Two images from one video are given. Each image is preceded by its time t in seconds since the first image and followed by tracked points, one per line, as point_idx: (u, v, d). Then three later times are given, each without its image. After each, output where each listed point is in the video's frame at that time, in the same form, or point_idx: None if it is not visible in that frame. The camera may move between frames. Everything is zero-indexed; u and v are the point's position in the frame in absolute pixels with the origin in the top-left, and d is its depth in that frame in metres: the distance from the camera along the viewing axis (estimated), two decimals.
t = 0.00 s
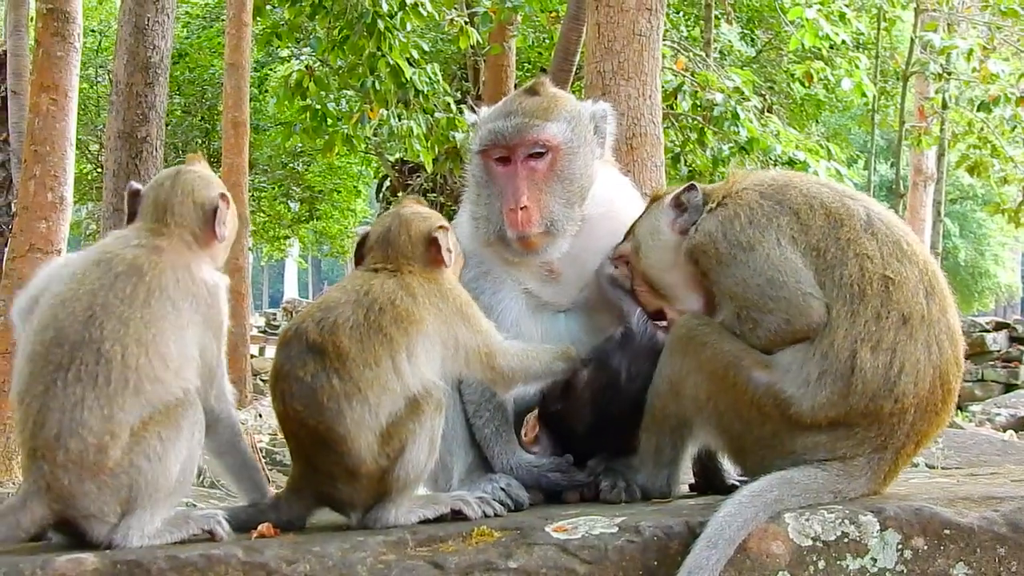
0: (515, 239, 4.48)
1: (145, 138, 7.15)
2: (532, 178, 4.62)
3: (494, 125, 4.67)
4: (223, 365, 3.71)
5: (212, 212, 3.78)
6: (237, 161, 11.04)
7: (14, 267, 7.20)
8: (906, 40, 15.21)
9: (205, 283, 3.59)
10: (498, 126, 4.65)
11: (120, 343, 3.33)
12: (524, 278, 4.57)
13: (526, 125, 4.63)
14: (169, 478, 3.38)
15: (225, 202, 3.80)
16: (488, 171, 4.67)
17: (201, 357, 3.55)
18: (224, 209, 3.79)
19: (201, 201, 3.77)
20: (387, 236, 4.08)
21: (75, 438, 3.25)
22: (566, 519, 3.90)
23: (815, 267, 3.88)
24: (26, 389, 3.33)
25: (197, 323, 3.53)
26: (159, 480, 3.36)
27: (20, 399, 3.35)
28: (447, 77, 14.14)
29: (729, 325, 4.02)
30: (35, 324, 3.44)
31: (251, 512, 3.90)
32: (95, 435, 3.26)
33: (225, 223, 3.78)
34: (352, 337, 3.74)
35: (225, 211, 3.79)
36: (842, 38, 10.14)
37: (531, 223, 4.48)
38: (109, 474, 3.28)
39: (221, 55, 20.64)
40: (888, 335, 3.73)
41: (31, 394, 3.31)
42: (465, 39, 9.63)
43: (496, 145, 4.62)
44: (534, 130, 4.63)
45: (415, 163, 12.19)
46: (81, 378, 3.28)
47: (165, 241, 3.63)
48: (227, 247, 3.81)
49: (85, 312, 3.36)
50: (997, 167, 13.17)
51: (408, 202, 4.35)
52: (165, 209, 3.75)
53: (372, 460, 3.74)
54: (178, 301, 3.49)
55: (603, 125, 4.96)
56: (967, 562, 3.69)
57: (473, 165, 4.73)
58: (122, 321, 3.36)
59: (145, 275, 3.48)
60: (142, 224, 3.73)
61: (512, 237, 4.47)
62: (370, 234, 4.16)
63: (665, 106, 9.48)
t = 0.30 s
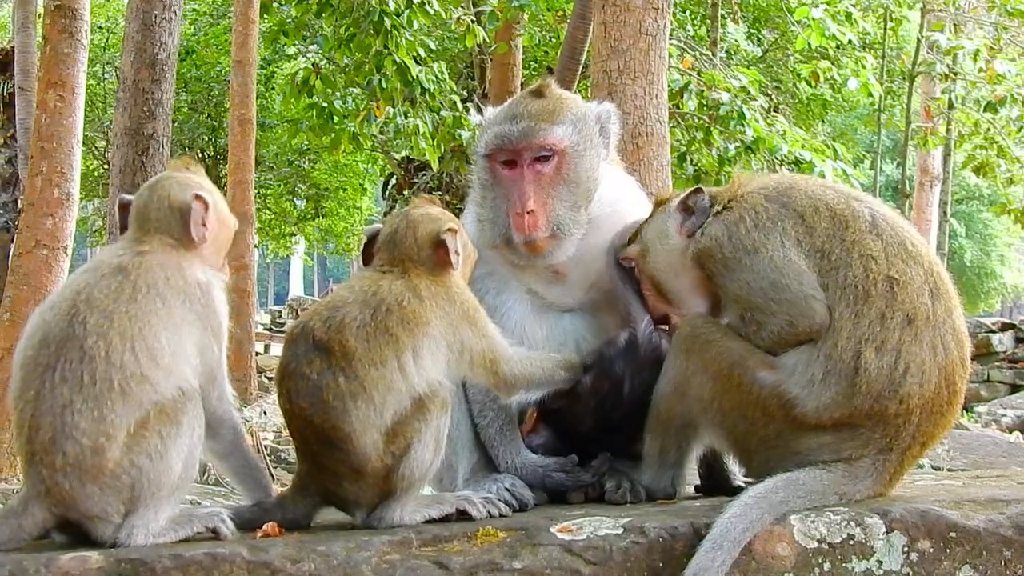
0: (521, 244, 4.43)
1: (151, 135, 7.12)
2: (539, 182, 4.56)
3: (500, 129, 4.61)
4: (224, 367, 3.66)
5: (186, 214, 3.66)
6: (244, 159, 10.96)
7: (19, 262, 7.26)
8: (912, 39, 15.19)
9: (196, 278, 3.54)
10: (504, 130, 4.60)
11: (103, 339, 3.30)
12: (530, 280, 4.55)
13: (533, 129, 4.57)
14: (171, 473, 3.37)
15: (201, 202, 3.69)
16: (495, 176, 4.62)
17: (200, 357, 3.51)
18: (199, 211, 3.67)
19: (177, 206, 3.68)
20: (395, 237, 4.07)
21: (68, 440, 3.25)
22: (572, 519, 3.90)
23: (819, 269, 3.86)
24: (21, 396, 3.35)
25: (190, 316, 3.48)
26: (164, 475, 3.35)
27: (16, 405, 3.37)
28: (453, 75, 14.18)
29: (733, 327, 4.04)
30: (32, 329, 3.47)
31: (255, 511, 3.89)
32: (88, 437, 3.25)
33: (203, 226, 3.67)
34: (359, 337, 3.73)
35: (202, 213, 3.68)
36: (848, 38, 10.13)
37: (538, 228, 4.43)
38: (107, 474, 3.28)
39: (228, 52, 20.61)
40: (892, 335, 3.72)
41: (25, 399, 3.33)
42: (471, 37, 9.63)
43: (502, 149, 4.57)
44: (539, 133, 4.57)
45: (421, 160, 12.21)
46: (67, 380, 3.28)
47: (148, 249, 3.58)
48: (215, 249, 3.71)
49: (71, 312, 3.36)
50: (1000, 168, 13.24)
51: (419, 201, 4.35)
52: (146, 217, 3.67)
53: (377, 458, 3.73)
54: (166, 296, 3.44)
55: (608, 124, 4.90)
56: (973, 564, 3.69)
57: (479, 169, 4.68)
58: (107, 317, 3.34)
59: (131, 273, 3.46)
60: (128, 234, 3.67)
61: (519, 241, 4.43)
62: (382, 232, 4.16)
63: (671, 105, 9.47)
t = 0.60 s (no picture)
0: (527, 252, 4.45)
1: (157, 144, 7.17)
2: (545, 192, 4.58)
3: (506, 137, 4.63)
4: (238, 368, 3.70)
5: (197, 219, 3.68)
6: (250, 168, 10.88)
7: (25, 271, 7.30)
8: (918, 48, 15.21)
9: (213, 279, 3.59)
10: (510, 139, 4.62)
11: (122, 334, 3.33)
12: (538, 289, 4.53)
13: (539, 138, 4.59)
14: (177, 483, 3.35)
15: (211, 206, 3.70)
16: (501, 185, 4.63)
17: (215, 354, 3.54)
18: (209, 216, 3.68)
19: (187, 209, 3.70)
20: (400, 243, 4.08)
21: (83, 435, 3.24)
22: (578, 527, 3.90)
23: (826, 280, 3.85)
24: (41, 394, 3.35)
25: (207, 317, 3.51)
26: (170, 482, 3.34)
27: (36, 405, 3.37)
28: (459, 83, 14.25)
29: (740, 335, 4.00)
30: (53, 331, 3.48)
31: (259, 519, 3.88)
32: (103, 434, 3.24)
33: (212, 228, 3.68)
34: (364, 343, 3.75)
35: (211, 216, 3.68)
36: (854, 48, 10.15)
37: (544, 237, 4.44)
38: (117, 474, 3.26)
39: (234, 61, 20.68)
40: (901, 344, 3.73)
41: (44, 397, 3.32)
42: (477, 46, 9.67)
43: (507, 157, 4.59)
44: (545, 143, 4.59)
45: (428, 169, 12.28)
46: (85, 375, 3.28)
47: (159, 251, 3.60)
48: (225, 251, 3.72)
49: (90, 310, 3.39)
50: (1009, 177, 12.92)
51: (423, 209, 4.35)
52: (158, 220, 3.70)
53: (383, 466, 3.74)
54: (183, 294, 3.48)
55: (613, 133, 4.91)
56: (979, 572, 3.69)
57: (484, 177, 4.70)
58: (124, 312, 3.37)
59: (149, 273, 3.50)
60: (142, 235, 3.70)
61: (525, 250, 4.44)
62: (386, 239, 4.17)
63: (677, 114, 9.49)
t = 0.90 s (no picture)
0: (533, 260, 4.47)
1: (166, 151, 7.20)
2: (550, 199, 4.62)
3: (510, 145, 4.66)
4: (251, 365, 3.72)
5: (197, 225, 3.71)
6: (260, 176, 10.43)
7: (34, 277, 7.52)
8: (926, 60, 15.28)
9: (226, 274, 3.66)
10: (515, 148, 4.65)
11: (133, 322, 3.40)
12: (543, 296, 4.56)
13: (543, 147, 4.62)
14: (204, 479, 3.34)
15: (211, 209, 3.73)
16: (506, 193, 4.66)
17: (228, 343, 3.58)
18: (209, 219, 3.72)
19: (187, 213, 3.73)
20: (403, 247, 4.11)
21: (104, 423, 3.31)
22: (582, 532, 3.91)
23: (829, 288, 3.87)
24: (62, 390, 3.41)
25: (219, 306, 3.57)
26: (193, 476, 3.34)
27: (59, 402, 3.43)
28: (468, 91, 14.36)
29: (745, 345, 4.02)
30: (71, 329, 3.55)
31: (264, 522, 3.89)
32: (125, 421, 3.31)
33: (217, 231, 3.72)
34: (356, 350, 3.76)
35: (213, 220, 3.72)
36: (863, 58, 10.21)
37: (549, 245, 4.46)
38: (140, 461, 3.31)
39: (242, 68, 20.76)
40: (904, 353, 3.74)
41: (66, 391, 3.39)
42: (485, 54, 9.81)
43: (511, 165, 4.62)
44: (549, 151, 4.62)
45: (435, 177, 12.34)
46: (101, 364, 3.35)
47: (164, 251, 3.64)
48: (232, 249, 3.77)
49: (103, 305, 3.47)
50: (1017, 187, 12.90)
51: (424, 213, 4.39)
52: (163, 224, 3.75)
53: (384, 471, 3.76)
54: (194, 282, 3.55)
55: (619, 138, 4.94)
56: None
57: (489, 186, 4.73)
58: (135, 303, 3.45)
59: (159, 267, 3.56)
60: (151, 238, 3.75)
61: (531, 258, 4.47)
62: (387, 242, 4.21)
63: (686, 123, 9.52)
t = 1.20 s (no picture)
0: (537, 257, 4.46)
1: (174, 152, 7.28)
2: (555, 195, 4.62)
3: (516, 141, 4.68)
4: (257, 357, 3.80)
5: (199, 226, 3.63)
6: (268, 177, 10.34)
7: (41, 277, 7.56)
8: (936, 66, 15.31)
9: (228, 273, 3.63)
10: (521, 144, 4.66)
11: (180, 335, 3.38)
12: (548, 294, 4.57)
13: (548, 142, 4.64)
14: (255, 477, 3.59)
15: (224, 209, 3.70)
16: (511, 189, 4.66)
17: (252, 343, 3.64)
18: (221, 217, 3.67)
19: (199, 207, 3.66)
20: (408, 241, 4.12)
21: (171, 443, 3.33)
22: (585, 528, 3.92)
23: (837, 289, 3.87)
24: (102, 407, 3.32)
25: (241, 308, 3.61)
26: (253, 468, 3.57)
27: (93, 416, 3.33)
28: (478, 94, 14.48)
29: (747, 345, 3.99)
30: (88, 337, 3.41)
31: (267, 518, 3.90)
32: (190, 440, 3.36)
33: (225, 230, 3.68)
34: (349, 347, 3.76)
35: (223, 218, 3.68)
36: (873, 62, 10.25)
37: (555, 242, 4.46)
38: (209, 473, 3.42)
39: (252, 70, 20.78)
40: (911, 353, 3.75)
41: (110, 410, 3.31)
42: (495, 56, 9.90)
43: (517, 161, 4.63)
44: (555, 147, 4.64)
45: (444, 180, 12.40)
46: (156, 382, 3.31)
47: (177, 257, 3.55)
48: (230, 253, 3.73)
49: (135, 316, 3.38)
50: None
51: (434, 212, 4.39)
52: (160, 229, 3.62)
53: (384, 467, 3.77)
54: (213, 293, 3.54)
55: (623, 137, 4.97)
56: None
57: (493, 182, 4.73)
58: (172, 315, 3.40)
59: (178, 275, 3.51)
60: (149, 244, 3.61)
61: (534, 254, 4.45)
62: (394, 239, 4.21)
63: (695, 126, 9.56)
